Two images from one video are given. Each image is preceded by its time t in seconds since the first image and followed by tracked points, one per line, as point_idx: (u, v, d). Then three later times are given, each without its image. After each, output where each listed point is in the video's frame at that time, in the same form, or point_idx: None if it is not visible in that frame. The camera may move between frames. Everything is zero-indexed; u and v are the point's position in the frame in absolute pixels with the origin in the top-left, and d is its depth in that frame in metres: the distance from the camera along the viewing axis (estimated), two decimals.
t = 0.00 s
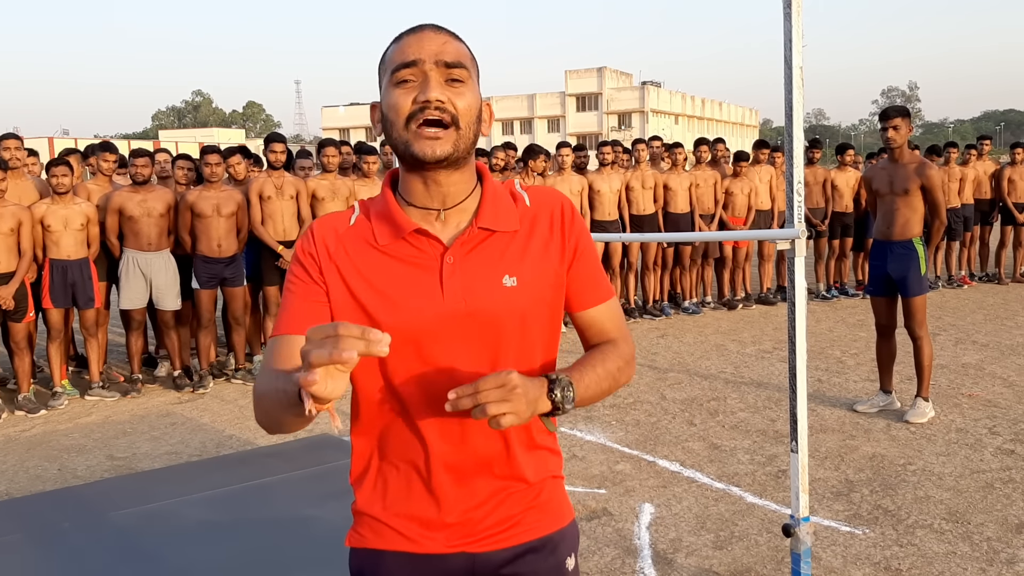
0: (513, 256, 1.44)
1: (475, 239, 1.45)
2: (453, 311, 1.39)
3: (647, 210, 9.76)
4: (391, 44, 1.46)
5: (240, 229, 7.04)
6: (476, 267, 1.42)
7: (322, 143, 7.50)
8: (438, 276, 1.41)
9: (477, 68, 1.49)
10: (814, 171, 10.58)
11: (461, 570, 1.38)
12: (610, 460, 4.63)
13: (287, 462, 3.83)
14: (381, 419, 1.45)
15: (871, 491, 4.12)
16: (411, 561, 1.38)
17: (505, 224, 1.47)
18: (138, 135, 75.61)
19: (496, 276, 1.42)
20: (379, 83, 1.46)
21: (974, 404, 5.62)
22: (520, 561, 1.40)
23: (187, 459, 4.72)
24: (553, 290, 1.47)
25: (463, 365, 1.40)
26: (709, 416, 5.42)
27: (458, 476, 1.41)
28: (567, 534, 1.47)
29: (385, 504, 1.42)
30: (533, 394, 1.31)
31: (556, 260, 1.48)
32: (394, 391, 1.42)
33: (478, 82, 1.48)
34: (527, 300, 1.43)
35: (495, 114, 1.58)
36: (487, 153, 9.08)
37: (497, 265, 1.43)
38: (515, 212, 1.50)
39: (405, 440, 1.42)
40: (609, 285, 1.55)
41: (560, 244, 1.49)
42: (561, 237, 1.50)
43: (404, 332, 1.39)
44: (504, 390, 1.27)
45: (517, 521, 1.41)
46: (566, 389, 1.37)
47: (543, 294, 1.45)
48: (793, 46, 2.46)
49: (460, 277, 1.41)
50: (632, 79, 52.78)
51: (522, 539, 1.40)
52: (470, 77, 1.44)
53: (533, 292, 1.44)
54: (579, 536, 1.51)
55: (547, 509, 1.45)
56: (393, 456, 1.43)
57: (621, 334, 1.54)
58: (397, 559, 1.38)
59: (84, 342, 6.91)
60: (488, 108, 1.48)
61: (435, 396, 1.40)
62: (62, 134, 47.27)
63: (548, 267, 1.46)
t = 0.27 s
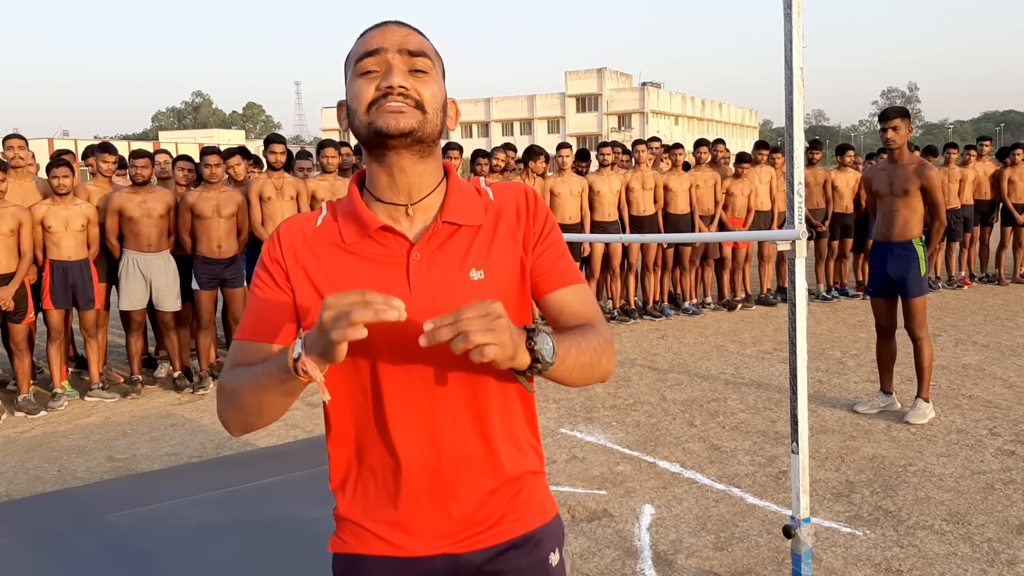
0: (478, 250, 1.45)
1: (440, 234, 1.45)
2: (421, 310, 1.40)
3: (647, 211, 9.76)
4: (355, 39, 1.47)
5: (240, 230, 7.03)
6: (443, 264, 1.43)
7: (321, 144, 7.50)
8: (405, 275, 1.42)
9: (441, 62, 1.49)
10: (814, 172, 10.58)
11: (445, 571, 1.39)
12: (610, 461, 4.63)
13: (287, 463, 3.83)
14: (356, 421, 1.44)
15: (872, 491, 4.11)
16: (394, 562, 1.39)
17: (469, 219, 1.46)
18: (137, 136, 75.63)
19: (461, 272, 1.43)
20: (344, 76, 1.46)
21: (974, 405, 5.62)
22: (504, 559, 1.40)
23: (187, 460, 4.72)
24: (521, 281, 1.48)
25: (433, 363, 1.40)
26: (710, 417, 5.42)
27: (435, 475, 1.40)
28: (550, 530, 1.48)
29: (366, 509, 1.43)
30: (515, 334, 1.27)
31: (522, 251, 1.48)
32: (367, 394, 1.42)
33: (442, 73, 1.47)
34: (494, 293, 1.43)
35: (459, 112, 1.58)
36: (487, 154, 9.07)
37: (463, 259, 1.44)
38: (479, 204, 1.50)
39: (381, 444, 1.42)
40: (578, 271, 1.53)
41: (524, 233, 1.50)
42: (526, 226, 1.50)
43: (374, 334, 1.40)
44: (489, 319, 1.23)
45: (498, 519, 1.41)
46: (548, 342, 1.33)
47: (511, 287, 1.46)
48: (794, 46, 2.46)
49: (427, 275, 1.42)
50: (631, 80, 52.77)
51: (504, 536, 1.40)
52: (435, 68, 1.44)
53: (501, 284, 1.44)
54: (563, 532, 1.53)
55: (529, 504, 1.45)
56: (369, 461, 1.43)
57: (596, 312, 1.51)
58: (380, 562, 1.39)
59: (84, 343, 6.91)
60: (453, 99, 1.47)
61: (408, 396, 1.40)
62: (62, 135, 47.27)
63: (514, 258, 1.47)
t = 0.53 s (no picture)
0: (464, 258, 1.44)
1: (425, 240, 1.45)
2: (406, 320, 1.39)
3: (647, 211, 9.76)
4: (328, 48, 1.45)
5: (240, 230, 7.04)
6: (429, 273, 1.42)
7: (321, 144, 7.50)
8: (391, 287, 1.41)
9: (420, 69, 1.48)
10: (815, 171, 10.58)
11: (434, 568, 1.39)
12: (610, 461, 4.62)
13: (287, 463, 3.82)
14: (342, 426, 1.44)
15: (873, 492, 4.11)
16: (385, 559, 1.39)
17: (454, 226, 1.46)
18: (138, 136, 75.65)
19: (448, 280, 1.41)
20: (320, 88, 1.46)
21: (975, 405, 5.62)
22: (494, 554, 1.41)
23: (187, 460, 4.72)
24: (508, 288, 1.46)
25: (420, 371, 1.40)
26: (710, 417, 5.42)
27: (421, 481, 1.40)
28: (541, 523, 1.48)
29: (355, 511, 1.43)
30: (463, 383, 1.27)
31: (509, 257, 1.47)
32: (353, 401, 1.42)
33: (420, 81, 1.46)
34: (480, 300, 1.42)
35: (441, 110, 1.58)
36: (487, 154, 9.07)
37: (449, 269, 1.42)
38: (465, 209, 1.50)
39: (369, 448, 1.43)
40: (563, 283, 1.52)
41: (512, 242, 1.48)
42: (513, 233, 1.49)
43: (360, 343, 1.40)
44: (431, 375, 1.23)
45: (486, 516, 1.41)
46: (504, 384, 1.33)
47: (497, 295, 1.45)
48: (794, 46, 2.46)
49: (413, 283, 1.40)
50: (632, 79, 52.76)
51: (493, 531, 1.41)
52: (412, 81, 1.43)
53: (487, 291, 1.43)
54: (556, 526, 1.53)
55: (519, 500, 1.45)
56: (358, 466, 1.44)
57: (575, 333, 1.51)
58: (371, 560, 1.39)
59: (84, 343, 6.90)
60: (432, 110, 1.48)
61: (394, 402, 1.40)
62: (62, 135, 47.27)
63: (500, 265, 1.45)
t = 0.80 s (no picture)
0: (461, 256, 1.44)
1: (421, 239, 1.45)
2: (404, 315, 1.39)
3: (647, 211, 9.76)
4: (332, 43, 1.46)
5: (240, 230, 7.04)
6: (426, 268, 1.42)
7: (321, 145, 7.50)
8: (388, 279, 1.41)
9: (421, 68, 1.48)
10: (814, 172, 10.58)
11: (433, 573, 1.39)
12: (610, 461, 4.63)
13: (288, 464, 3.82)
14: (338, 427, 1.43)
15: (873, 492, 4.11)
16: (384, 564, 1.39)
17: (452, 225, 1.46)
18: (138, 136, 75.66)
19: (446, 277, 1.42)
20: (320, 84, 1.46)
21: (974, 405, 5.62)
22: (494, 562, 1.41)
23: (187, 461, 4.72)
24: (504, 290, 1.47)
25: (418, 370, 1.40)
26: (710, 417, 5.42)
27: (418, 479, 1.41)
28: (539, 531, 1.49)
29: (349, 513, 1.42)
30: (464, 399, 1.29)
31: (507, 259, 1.48)
32: (349, 401, 1.42)
33: (421, 81, 1.47)
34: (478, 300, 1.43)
35: (441, 107, 1.59)
36: (486, 154, 9.07)
37: (447, 266, 1.43)
38: (462, 211, 1.50)
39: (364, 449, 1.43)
40: (557, 290, 1.54)
41: (510, 246, 1.49)
42: (512, 237, 1.50)
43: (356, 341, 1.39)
44: (434, 391, 1.25)
45: (486, 523, 1.42)
46: (503, 395, 1.34)
47: (495, 295, 1.46)
48: (794, 47, 2.46)
49: (411, 279, 1.41)
50: (632, 80, 52.77)
51: (492, 539, 1.41)
52: (413, 80, 1.44)
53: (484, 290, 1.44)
54: (553, 533, 1.54)
55: (517, 506, 1.47)
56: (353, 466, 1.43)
57: (568, 342, 1.53)
58: (369, 565, 1.39)
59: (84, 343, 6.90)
60: (431, 109, 1.48)
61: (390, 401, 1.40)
62: (63, 135, 47.32)
63: (498, 266, 1.46)
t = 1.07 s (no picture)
0: (464, 258, 1.44)
1: (425, 238, 1.45)
2: (405, 312, 1.38)
3: (647, 212, 9.77)
4: (342, 43, 1.48)
5: (240, 231, 7.05)
6: (428, 266, 1.42)
7: (322, 146, 7.49)
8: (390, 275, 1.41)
9: (427, 72, 1.50)
10: (815, 173, 10.58)
11: (432, 572, 1.40)
12: (611, 462, 4.63)
13: (288, 464, 3.83)
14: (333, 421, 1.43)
15: (872, 493, 4.11)
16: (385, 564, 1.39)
17: (455, 226, 1.47)
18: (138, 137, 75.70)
19: (448, 277, 1.42)
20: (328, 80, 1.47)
21: (974, 406, 5.62)
22: (493, 563, 1.43)
23: (188, 461, 4.72)
24: (504, 295, 1.48)
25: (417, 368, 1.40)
26: (710, 418, 5.42)
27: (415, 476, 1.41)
28: (536, 532, 1.52)
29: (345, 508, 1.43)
30: (459, 459, 1.32)
31: (509, 266, 1.48)
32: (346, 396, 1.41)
33: (427, 85, 1.48)
34: (480, 302, 1.43)
35: (444, 117, 1.60)
36: (487, 155, 9.08)
37: (449, 266, 1.43)
38: (465, 215, 1.51)
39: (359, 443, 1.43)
40: (554, 302, 1.57)
41: (513, 253, 1.50)
42: (515, 244, 1.51)
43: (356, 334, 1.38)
44: (430, 462, 1.28)
45: (483, 524, 1.43)
46: (496, 442, 1.37)
47: (496, 298, 1.46)
48: (794, 48, 2.46)
49: (412, 276, 1.40)
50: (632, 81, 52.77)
51: (491, 540, 1.43)
52: (419, 81, 1.45)
53: (485, 293, 1.44)
54: (549, 535, 1.56)
55: (514, 508, 1.48)
56: (349, 462, 1.43)
57: (561, 358, 1.56)
58: (368, 564, 1.39)
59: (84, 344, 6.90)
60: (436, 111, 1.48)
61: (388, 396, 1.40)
62: (63, 136, 47.34)
63: (500, 271, 1.46)
